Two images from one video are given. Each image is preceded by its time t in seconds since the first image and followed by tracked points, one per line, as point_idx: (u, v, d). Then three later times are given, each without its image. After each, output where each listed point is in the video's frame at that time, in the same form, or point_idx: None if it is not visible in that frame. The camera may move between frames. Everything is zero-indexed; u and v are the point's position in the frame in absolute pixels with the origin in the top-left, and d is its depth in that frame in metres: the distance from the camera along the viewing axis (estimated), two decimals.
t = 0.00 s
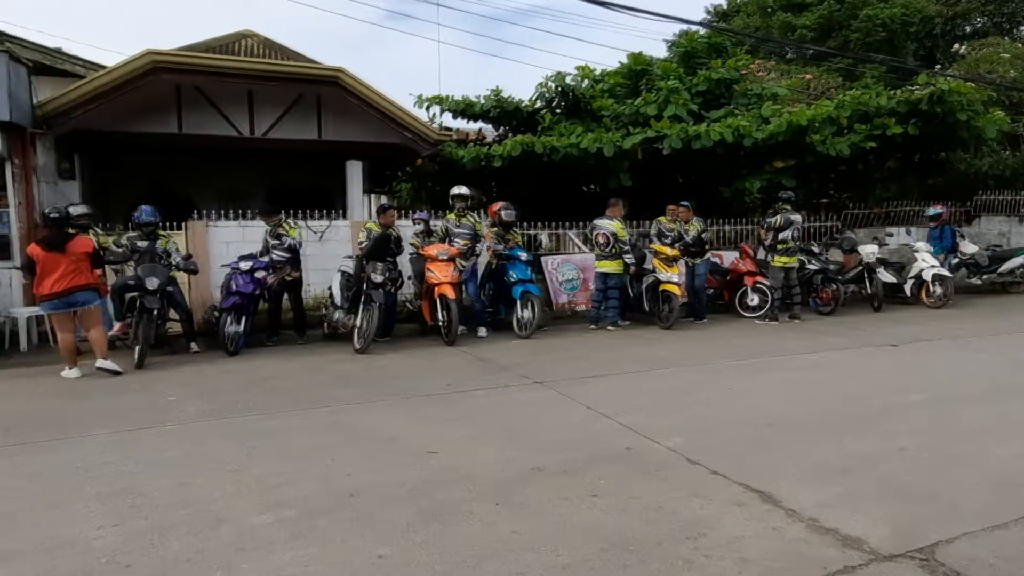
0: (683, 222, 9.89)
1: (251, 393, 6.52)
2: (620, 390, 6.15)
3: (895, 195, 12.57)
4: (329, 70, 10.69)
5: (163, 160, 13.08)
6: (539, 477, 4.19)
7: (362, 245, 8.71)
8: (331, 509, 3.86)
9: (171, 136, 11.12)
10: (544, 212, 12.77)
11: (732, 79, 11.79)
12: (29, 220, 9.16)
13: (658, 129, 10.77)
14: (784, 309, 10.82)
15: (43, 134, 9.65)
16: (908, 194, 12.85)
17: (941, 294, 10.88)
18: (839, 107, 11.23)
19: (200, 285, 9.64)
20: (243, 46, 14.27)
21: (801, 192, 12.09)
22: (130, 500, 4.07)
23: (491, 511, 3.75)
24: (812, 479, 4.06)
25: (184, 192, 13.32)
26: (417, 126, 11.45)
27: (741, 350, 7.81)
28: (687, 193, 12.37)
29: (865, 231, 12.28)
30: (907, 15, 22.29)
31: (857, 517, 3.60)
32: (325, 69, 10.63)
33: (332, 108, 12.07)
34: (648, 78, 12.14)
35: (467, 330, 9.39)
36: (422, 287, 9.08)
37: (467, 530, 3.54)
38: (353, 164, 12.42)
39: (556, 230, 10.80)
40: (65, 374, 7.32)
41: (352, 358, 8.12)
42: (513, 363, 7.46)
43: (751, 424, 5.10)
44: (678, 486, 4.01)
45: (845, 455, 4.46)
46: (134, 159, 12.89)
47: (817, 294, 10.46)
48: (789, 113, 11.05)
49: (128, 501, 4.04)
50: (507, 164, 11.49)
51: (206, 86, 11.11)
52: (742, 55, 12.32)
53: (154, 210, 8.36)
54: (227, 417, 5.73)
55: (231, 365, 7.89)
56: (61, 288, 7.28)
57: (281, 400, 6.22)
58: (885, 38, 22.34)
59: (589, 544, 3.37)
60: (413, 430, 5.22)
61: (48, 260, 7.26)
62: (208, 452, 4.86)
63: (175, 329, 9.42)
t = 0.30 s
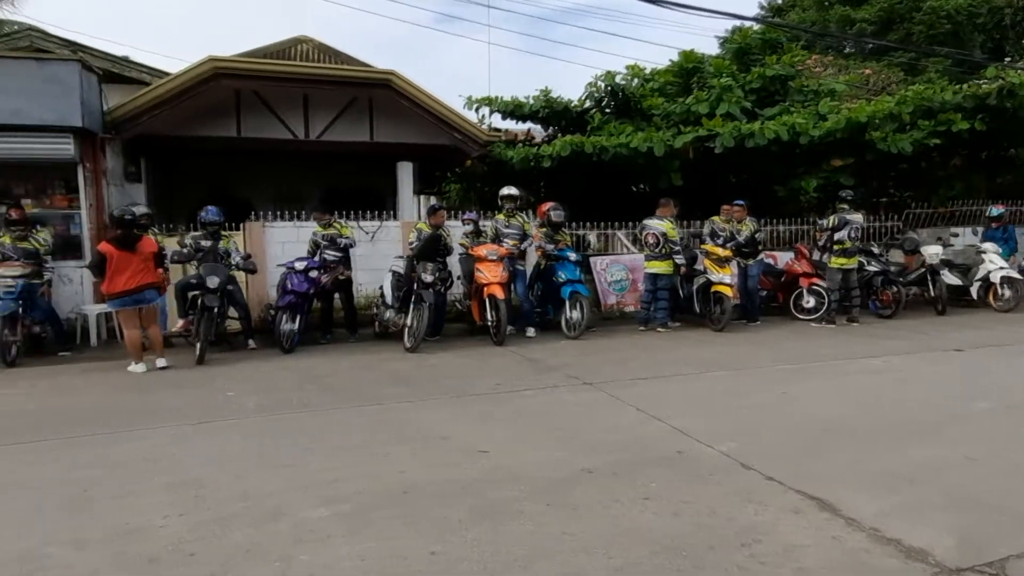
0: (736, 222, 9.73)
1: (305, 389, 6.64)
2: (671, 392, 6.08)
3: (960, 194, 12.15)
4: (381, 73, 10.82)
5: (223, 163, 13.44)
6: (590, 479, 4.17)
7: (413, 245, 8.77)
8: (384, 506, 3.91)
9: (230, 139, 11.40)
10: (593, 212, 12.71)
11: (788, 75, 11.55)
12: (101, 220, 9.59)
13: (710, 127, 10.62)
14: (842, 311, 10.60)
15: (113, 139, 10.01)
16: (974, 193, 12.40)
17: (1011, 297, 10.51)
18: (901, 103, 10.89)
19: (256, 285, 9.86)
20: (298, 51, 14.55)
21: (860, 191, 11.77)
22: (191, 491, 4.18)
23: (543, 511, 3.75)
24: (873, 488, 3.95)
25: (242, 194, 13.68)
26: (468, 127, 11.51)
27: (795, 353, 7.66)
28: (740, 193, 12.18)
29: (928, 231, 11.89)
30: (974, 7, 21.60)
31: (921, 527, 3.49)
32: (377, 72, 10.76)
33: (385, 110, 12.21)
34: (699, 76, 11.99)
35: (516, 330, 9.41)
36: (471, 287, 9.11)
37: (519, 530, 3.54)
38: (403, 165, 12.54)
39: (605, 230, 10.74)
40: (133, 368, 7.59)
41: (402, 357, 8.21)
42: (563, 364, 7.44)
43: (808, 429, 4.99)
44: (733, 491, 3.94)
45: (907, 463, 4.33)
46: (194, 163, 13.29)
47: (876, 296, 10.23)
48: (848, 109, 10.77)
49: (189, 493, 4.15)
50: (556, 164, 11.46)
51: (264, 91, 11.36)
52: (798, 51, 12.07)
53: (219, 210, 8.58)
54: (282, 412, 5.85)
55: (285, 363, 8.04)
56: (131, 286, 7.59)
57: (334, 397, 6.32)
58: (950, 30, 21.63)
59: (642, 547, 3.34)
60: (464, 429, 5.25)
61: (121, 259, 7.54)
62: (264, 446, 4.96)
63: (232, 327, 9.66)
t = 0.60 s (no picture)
0: (789, 221, 9.56)
1: (356, 388, 6.74)
2: (722, 395, 6.01)
3: None
4: (430, 74, 10.91)
5: (276, 165, 13.76)
6: (639, 481, 4.14)
7: (460, 245, 8.81)
8: (434, 504, 3.94)
9: (283, 142, 11.63)
10: (641, 211, 12.62)
11: (843, 70, 11.29)
12: (162, 222, 9.83)
13: (761, 125, 10.45)
14: (901, 313, 10.34)
15: (173, 144, 10.29)
16: None
17: None
18: (964, 97, 10.54)
19: (307, 285, 10.04)
20: (348, 54, 14.78)
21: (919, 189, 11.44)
22: (247, 485, 4.29)
23: (592, 513, 3.75)
24: (934, 497, 3.85)
25: (294, 196, 13.95)
26: (515, 127, 11.54)
27: (849, 356, 7.49)
28: (791, 191, 11.96)
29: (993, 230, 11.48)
30: None
31: (986, 540, 3.39)
32: (425, 74, 10.85)
33: (433, 112, 12.31)
34: (750, 72, 11.80)
35: (563, 330, 9.39)
36: (517, 287, 9.13)
37: (569, 531, 3.54)
38: (451, 166, 12.63)
39: (652, 230, 10.65)
40: (196, 365, 7.87)
41: (449, 356, 8.27)
42: (610, 364, 7.41)
43: (864, 435, 4.88)
44: (786, 497, 3.88)
45: (970, 472, 4.20)
46: (249, 166, 13.62)
47: (937, 297, 9.94)
48: (907, 104, 10.47)
49: (245, 486, 4.26)
50: (603, 164, 11.40)
51: (315, 95, 11.57)
52: (854, 45, 11.79)
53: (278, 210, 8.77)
54: (334, 410, 5.95)
55: (335, 361, 8.17)
56: (195, 285, 7.83)
57: (384, 395, 6.41)
58: (1017, 20, 20.86)
59: (693, 551, 3.31)
60: (512, 429, 5.27)
61: (188, 259, 7.83)
62: (316, 443, 5.06)
63: (285, 325, 9.86)
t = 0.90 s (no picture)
0: (838, 219, 9.37)
1: (400, 386, 6.81)
2: (769, 397, 5.93)
3: None
4: (473, 75, 10.98)
5: (323, 166, 13.98)
6: (686, 483, 4.11)
7: (502, 245, 8.81)
8: (481, 501, 3.97)
9: (329, 144, 11.80)
10: (684, 210, 12.50)
11: (895, 64, 11.02)
12: (212, 223, 10.04)
13: (810, 121, 10.27)
14: (957, 314, 10.06)
15: (224, 147, 10.51)
16: None
17: None
18: None
19: (352, 285, 10.18)
20: (393, 57, 14.96)
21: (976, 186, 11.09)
22: (297, 480, 4.37)
23: (639, 514, 3.73)
24: (993, 506, 3.74)
25: (339, 197, 14.17)
26: (557, 127, 11.51)
27: (901, 359, 7.32)
28: (840, 189, 11.72)
29: None
30: None
31: None
32: (468, 75, 10.91)
33: (476, 112, 12.37)
34: (798, 67, 11.58)
35: (605, 330, 9.34)
36: (559, 287, 9.12)
37: (615, 532, 3.53)
38: (492, 167, 12.65)
39: (695, 229, 10.52)
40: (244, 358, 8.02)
41: (492, 356, 8.30)
42: (654, 365, 7.36)
43: (919, 440, 4.76)
44: (839, 502, 3.82)
45: None
46: (295, 168, 13.86)
47: (995, 298, 9.63)
48: (963, 98, 10.17)
49: (296, 481, 4.34)
50: (646, 163, 11.30)
51: (360, 97, 11.71)
52: (907, 38, 11.49)
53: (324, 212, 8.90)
54: (379, 407, 6.03)
55: (379, 360, 8.26)
56: (248, 284, 8.02)
57: (428, 394, 6.46)
58: None
59: (743, 555, 3.28)
60: (556, 429, 5.28)
61: (241, 259, 8.02)
62: (363, 440, 5.12)
63: (330, 325, 10.01)
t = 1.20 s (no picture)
0: (884, 218, 9.21)
1: (441, 385, 6.84)
2: (813, 400, 5.83)
3: None
4: (512, 76, 10.99)
5: (364, 167, 14.14)
6: (731, 487, 4.06)
7: (541, 246, 8.78)
8: (522, 501, 3.98)
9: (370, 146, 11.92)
10: (725, 209, 12.35)
11: (945, 58, 10.74)
12: (256, 225, 10.23)
13: (856, 118, 10.06)
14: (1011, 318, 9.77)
15: (267, 150, 10.69)
16: None
17: None
18: None
19: (392, 285, 10.28)
20: (432, 60, 15.07)
21: None
22: (341, 477, 4.42)
23: (682, 517, 3.70)
24: None
25: (379, 198, 14.31)
26: (596, 127, 11.45)
27: (953, 361, 7.12)
28: (887, 187, 11.46)
29: None
30: None
31: None
32: (507, 76, 10.94)
33: (515, 113, 12.38)
34: (843, 62, 11.36)
35: (644, 331, 9.25)
36: (598, 287, 9.07)
37: (659, 535, 3.50)
38: (531, 167, 12.61)
39: (736, 229, 10.41)
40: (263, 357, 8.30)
41: (530, 356, 8.30)
42: (695, 366, 7.28)
43: (973, 446, 4.63)
44: (889, 509, 3.73)
45: None
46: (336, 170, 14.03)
47: None
48: (1018, 92, 9.87)
49: (339, 479, 4.40)
50: (686, 162, 11.18)
51: (400, 99, 11.81)
52: (958, 31, 11.19)
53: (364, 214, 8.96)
54: (421, 406, 6.07)
55: (419, 359, 8.31)
56: (286, 284, 8.13)
57: (469, 393, 6.49)
58: None
59: (790, 561, 3.23)
60: (597, 429, 5.26)
61: (281, 259, 8.14)
62: (404, 439, 5.16)
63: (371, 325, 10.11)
